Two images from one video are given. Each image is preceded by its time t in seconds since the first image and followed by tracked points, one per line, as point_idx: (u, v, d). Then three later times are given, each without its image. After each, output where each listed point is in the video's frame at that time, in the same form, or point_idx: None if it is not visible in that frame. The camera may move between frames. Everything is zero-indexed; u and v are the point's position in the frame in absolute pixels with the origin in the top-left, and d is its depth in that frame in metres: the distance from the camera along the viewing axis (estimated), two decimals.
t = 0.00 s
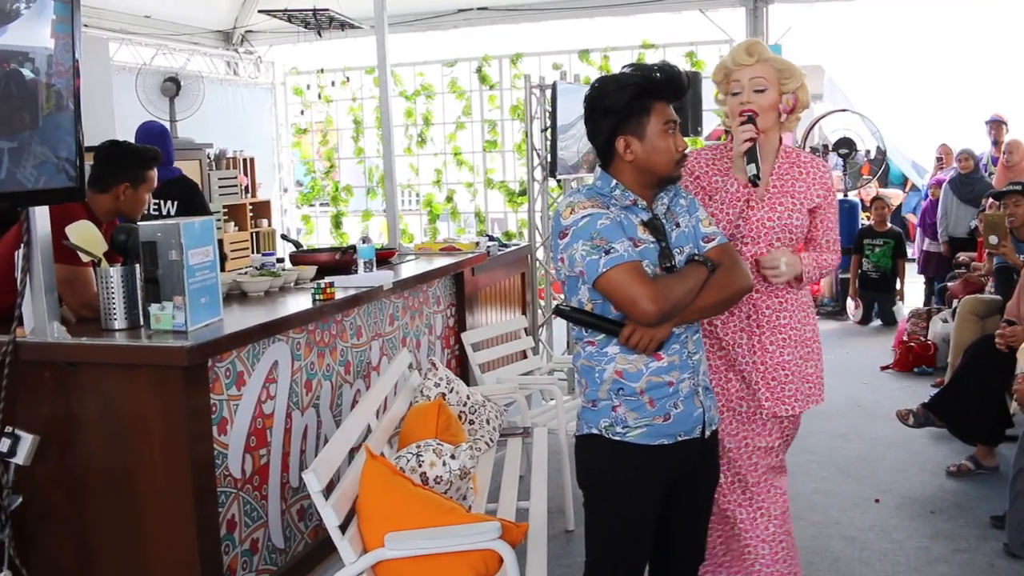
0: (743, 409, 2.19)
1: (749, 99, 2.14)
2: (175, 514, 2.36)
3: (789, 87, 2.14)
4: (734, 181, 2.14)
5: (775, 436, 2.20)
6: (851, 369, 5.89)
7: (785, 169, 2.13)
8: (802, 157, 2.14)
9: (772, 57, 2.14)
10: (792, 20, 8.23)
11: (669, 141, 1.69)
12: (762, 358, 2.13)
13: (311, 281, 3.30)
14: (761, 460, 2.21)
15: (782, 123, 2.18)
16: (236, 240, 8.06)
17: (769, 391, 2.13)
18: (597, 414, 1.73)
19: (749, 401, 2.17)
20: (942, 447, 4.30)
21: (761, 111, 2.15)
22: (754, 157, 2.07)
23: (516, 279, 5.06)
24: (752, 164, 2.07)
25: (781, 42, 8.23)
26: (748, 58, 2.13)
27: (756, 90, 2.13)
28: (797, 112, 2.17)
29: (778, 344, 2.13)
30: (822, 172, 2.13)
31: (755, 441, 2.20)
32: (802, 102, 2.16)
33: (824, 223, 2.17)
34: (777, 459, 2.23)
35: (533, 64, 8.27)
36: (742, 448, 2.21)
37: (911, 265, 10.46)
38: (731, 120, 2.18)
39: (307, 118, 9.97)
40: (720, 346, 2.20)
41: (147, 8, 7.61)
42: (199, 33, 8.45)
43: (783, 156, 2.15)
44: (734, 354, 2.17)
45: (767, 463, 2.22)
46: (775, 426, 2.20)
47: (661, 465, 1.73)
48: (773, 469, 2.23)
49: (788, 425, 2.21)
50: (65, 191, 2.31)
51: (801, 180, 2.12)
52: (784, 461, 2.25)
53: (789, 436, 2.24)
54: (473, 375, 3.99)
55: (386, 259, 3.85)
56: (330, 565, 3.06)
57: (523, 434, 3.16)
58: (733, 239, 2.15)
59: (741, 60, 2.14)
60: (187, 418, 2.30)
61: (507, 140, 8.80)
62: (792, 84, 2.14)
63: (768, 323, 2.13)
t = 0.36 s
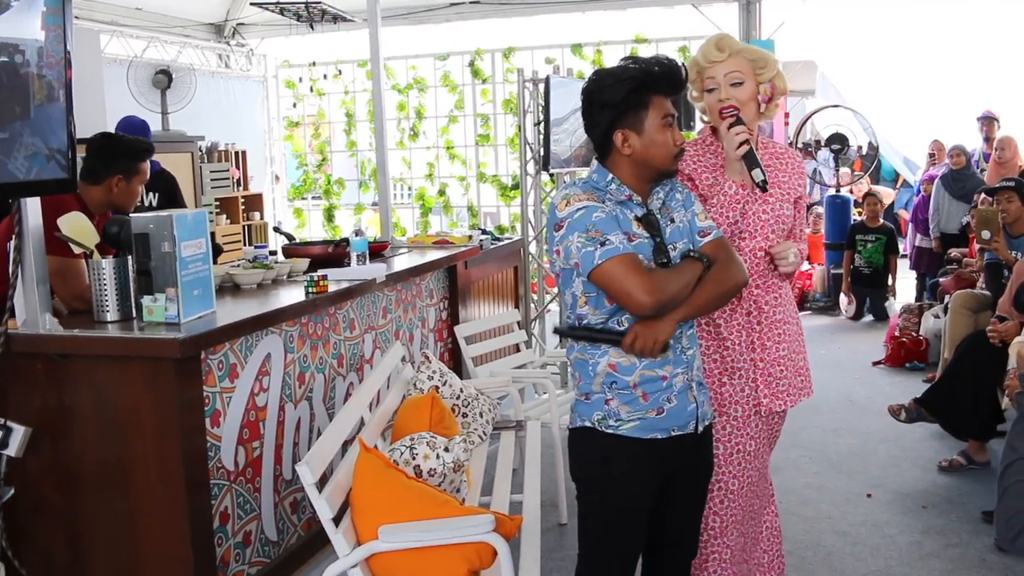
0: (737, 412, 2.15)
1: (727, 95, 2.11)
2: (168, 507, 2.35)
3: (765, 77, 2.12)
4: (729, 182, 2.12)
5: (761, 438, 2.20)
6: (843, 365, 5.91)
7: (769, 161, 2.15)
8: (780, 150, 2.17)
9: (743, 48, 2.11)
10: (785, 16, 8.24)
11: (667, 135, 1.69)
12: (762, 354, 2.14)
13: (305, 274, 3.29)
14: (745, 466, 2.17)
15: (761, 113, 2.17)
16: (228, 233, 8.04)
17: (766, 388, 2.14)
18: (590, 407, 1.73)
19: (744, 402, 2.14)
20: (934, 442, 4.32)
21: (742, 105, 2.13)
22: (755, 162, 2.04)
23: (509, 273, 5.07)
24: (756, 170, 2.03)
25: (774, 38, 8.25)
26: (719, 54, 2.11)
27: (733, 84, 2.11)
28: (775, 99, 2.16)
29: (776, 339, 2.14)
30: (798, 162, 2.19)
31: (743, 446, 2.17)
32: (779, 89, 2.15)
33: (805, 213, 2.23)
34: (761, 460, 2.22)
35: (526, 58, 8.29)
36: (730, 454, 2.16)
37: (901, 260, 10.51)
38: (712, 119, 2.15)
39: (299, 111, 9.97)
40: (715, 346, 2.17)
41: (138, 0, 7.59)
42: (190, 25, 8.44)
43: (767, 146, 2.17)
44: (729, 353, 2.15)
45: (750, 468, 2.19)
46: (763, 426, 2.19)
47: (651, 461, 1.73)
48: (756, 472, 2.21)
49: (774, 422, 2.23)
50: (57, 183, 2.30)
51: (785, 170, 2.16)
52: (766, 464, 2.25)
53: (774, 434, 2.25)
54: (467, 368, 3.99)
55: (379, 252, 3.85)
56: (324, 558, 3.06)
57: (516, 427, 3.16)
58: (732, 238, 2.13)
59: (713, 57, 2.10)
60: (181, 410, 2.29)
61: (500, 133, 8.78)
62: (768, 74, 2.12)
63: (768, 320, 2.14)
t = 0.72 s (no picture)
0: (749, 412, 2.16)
1: (732, 93, 2.09)
2: (189, 499, 2.36)
3: (769, 73, 2.09)
4: (738, 180, 2.09)
5: (776, 438, 2.19)
6: (864, 361, 5.86)
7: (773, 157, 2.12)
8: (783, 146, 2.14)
9: (744, 44, 2.08)
10: (806, 9, 8.18)
11: (689, 127, 1.66)
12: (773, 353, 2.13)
13: (325, 267, 3.29)
14: (757, 466, 2.19)
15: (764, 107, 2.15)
16: (248, 226, 8.06)
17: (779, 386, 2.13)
18: (607, 403, 1.72)
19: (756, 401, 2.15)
20: (957, 440, 4.27)
21: (748, 103, 2.10)
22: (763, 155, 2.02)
23: (529, 267, 5.05)
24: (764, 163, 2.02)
25: (796, 32, 8.18)
26: (722, 52, 2.07)
27: (738, 84, 2.08)
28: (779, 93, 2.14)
29: (787, 337, 2.12)
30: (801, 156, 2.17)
31: (754, 446, 2.18)
32: (783, 84, 2.14)
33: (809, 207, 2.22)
34: (777, 460, 2.21)
35: (546, 51, 8.25)
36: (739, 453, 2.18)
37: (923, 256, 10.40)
38: (716, 118, 2.12)
39: (319, 105, 9.87)
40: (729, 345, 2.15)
41: None
42: (211, 19, 8.48)
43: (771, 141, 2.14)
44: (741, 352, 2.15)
45: (763, 467, 2.19)
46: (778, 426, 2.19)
47: (671, 458, 1.72)
48: (771, 472, 2.20)
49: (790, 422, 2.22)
50: (79, 174, 2.30)
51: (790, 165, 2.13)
52: (782, 464, 2.23)
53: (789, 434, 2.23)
54: (487, 362, 3.98)
55: (400, 245, 3.84)
56: (344, 550, 3.06)
57: (537, 421, 3.14)
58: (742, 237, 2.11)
59: (715, 55, 2.07)
60: (202, 403, 2.30)
61: (520, 128, 8.73)
62: (772, 69, 2.09)
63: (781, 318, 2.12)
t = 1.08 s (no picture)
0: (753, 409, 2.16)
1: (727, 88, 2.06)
2: (193, 494, 2.36)
3: (760, 67, 2.08)
4: (732, 175, 2.07)
5: (780, 435, 2.18)
6: (870, 354, 5.84)
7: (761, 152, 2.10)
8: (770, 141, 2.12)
9: (734, 40, 2.08)
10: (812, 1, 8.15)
11: (701, 123, 1.65)
12: (774, 351, 2.11)
13: (329, 261, 3.29)
14: (765, 464, 2.18)
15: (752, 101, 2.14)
16: (253, 221, 8.07)
17: (777, 381, 2.11)
18: (611, 397, 1.72)
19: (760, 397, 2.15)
20: (963, 432, 4.26)
21: (742, 98, 2.08)
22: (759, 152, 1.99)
23: (534, 261, 5.05)
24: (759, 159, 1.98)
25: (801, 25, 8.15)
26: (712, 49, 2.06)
27: (732, 80, 2.06)
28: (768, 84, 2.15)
29: (787, 333, 2.10)
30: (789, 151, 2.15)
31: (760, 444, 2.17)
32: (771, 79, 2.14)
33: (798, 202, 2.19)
34: (781, 457, 2.20)
35: (551, 45, 8.22)
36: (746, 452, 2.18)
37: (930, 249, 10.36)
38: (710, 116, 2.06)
39: (324, 99, 9.88)
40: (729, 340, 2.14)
41: None
42: (215, 14, 8.50)
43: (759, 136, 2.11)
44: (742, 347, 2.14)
45: (771, 466, 2.19)
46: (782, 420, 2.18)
47: (675, 454, 1.71)
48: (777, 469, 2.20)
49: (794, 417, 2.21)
50: (83, 170, 2.31)
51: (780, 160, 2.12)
52: (789, 459, 2.23)
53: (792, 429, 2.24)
54: (491, 356, 3.98)
55: (404, 240, 3.83)
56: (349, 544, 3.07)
57: (542, 415, 3.13)
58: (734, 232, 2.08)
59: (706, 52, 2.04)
60: (206, 398, 2.30)
61: (525, 121, 8.67)
62: (762, 65, 2.09)
63: (779, 312, 2.10)
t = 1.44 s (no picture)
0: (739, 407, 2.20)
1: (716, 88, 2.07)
2: (188, 489, 2.36)
3: (749, 66, 2.09)
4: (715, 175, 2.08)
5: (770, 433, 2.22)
6: (864, 352, 5.86)
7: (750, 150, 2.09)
8: (760, 137, 2.10)
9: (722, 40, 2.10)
10: None
11: (695, 120, 1.65)
12: (762, 347, 2.15)
13: (325, 257, 3.28)
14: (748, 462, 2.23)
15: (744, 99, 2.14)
16: (249, 216, 8.05)
17: (766, 380, 2.17)
18: (610, 396, 1.73)
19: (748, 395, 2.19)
20: (957, 431, 4.27)
21: (731, 97, 2.10)
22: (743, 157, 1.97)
23: (530, 258, 5.05)
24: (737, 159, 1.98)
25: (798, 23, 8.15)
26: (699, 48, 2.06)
27: (722, 78, 2.08)
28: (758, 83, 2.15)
29: (774, 332, 2.14)
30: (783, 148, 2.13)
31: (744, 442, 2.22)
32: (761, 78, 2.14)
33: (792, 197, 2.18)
34: (770, 453, 2.24)
35: (548, 42, 8.21)
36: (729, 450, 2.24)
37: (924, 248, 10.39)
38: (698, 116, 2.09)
39: (320, 94, 9.85)
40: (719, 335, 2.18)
41: None
42: (211, 9, 8.48)
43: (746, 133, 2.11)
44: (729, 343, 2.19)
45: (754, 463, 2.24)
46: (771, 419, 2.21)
47: (669, 455, 1.72)
48: (764, 468, 2.24)
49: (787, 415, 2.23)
50: (79, 164, 2.31)
51: (770, 157, 2.09)
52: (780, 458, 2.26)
53: (784, 429, 2.24)
54: (486, 352, 3.98)
55: (400, 236, 3.83)
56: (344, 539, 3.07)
57: (537, 412, 3.12)
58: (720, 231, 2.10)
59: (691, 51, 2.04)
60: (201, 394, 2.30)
61: (521, 118, 8.65)
62: (752, 63, 2.09)
63: (767, 309, 2.14)
